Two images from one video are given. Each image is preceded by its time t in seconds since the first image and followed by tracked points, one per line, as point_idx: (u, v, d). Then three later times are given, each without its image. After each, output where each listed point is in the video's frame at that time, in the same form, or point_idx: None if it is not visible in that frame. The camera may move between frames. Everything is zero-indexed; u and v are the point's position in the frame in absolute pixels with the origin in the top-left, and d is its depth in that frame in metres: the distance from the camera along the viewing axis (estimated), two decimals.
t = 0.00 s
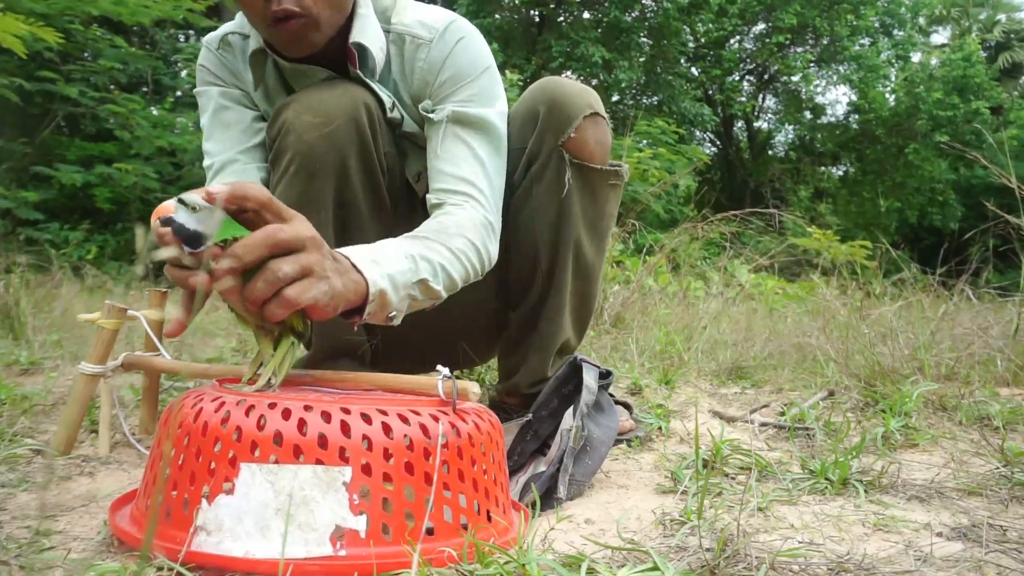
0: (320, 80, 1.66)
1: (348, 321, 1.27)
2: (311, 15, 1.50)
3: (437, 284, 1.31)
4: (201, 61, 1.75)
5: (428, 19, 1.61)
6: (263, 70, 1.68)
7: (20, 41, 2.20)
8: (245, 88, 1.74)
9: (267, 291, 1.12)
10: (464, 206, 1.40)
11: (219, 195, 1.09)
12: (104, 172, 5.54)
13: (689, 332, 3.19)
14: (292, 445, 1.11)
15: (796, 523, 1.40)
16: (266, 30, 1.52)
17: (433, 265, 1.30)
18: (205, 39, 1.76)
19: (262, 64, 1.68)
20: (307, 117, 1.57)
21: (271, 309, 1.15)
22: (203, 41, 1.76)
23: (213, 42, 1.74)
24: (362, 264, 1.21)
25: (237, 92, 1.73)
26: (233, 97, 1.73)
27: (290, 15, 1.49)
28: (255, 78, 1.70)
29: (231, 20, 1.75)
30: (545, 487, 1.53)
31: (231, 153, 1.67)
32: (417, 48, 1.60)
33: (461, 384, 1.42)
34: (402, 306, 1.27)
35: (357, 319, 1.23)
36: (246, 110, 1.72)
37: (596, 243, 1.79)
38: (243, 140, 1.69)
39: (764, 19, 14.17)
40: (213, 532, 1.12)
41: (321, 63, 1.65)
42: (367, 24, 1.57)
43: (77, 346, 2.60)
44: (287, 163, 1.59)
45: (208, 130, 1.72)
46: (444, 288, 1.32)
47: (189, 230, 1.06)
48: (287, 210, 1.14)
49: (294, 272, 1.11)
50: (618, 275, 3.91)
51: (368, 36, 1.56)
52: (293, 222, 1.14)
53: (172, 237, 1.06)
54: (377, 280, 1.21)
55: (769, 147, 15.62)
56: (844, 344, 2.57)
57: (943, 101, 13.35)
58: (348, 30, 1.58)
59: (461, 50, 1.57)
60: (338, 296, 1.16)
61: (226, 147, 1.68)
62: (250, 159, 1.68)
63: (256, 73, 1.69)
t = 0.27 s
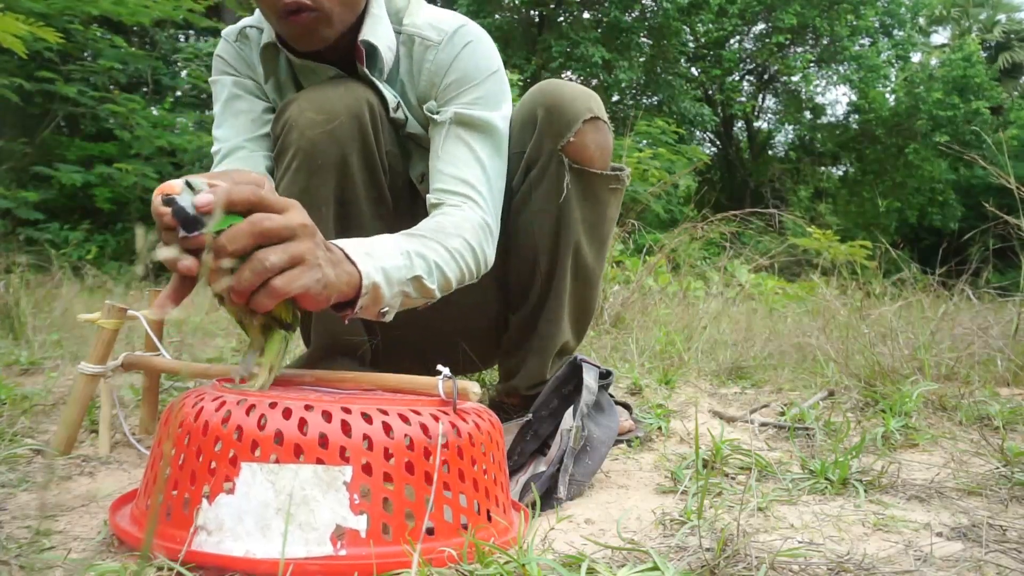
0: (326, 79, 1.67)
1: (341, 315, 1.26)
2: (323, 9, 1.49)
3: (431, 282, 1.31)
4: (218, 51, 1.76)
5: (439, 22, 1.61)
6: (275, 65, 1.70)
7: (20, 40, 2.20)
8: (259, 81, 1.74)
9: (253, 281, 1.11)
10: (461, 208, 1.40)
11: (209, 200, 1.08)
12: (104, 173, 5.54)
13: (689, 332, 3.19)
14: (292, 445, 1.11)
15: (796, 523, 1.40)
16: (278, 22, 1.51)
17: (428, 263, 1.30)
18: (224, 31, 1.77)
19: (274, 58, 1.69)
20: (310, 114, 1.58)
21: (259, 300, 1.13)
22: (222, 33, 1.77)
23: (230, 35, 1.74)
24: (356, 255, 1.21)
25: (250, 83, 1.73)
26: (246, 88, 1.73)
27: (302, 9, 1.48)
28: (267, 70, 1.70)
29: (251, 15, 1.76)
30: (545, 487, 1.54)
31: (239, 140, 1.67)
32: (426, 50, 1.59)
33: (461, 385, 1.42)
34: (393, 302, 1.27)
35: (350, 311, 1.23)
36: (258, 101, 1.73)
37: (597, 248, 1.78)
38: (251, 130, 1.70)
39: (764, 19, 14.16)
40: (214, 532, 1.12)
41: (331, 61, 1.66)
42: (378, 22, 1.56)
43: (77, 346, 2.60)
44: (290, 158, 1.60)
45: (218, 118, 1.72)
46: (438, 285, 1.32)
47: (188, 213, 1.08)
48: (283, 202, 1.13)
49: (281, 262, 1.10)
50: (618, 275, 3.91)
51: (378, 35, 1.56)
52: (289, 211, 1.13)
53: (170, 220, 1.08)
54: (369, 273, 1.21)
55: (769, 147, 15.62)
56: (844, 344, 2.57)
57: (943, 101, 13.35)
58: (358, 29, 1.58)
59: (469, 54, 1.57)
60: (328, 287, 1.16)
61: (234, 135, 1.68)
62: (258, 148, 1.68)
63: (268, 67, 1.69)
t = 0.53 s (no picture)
0: (340, 79, 1.67)
1: (346, 316, 1.27)
2: (337, 8, 1.50)
3: (439, 286, 1.31)
4: (234, 45, 1.75)
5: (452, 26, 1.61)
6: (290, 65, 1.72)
7: (20, 40, 2.20)
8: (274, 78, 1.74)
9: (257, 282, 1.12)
10: (469, 210, 1.40)
11: (224, 200, 1.10)
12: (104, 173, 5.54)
13: (689, 332, 3.19)
14: (292, 445, 1.11)
15: (796, 523, 1.40)
16: (293, 21, 1.52)
17: (435, 265, 1.30)
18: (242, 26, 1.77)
19: (287, 57, 1.70)
20: (320, 113, 1.58)
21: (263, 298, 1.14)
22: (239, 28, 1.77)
23: (248, 30, 1.74)
24: (364, 257, 1.21)
25: (265, 79, 1.73)
26: (261, 84, 1.72)
27: (316, 8, 1.49)
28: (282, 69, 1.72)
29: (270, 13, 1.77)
30: (547, 488, 1.54)
31: (252, 134, 1.66)
32: (438, 54, 1.59)
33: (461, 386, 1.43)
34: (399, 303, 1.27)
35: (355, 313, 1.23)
36: (272, 97, 1.72)
37: (602, 251, 1.78)
38: (264, 125, 1.69)
39: (764, 19, 14.16)
40: (213, 533, 1.12)
41: (344, 62, 1.67)
42: (393, 24, 1.57)
43: (77, 346, 2.60)
44: (298, 157, 1.59)
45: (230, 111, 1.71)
46: (445, 289, 1.32)
47: (201, 206, 1.10)
48: (299, 202, 1.14)
49: (288, 264, 1.11)
50: (618, 275, 3.91)
51: (390, 37, 1.56)
52: (303, 211, 1.14)
53: (185, 213, 1.11)
54: (377, 277, 1.21)
55: (769, 147, 15.62)
56: (844, 344, 2.57)
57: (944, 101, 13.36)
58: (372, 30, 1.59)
59: (482, 59, 1.56)
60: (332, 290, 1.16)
61: (247, 128, 1.67)
62: (271, 142, 1.67)
63: (280, 65, 1.71)
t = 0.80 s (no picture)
0: (344, 79, 1.67)
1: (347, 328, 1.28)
2: (344, 9, 1.50)
3: (439, 300, 1.32)
4: (237, 46, 1.74)
5: (456, 27, 1.60)
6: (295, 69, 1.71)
7: (20, 40, 2.20)
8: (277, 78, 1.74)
9: (270, 308, 1.14)
10: (470, 216, 1.40)
11: (255, 223, 1.09)
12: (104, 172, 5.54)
13: (689, 332, 3.19)
14: (292, 446, 1.11)
15: (796, 523, 1.40)
16: (298, 22, 1.52)
17: (437, 281, 1.31)
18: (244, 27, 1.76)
19: (292, 58, 1.69)
20: (324, 113, 1.58)
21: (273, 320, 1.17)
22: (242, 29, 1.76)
23: (251, 32, 1.74)
24: (368, 279, 1.22)
25: (269, 80, 1.73)
26: (264, 84, 1.72)
27: (323, 10, 1.49)
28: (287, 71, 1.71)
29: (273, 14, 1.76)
30: (546, 489, 1.54)
31: (257, 134, 1.67)
32: (443, 55, 1.58)
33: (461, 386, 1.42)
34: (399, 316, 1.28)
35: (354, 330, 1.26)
36: (277, 98, 1.73)
37: (603, 251, 1.78)
38: (269, 125, 1.69)
39: (764, 19, 14.16)
40: (213, 533, 1.12)
41: (348, 62, 1.67)
42: (396, 25, 1.57)
43: (77, 346, 2.60)
44: (301, 157, 1.59)
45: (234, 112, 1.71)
46: (443, 303, 1.34)
47: (234, 226, 1.10)
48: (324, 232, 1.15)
49: (305, 296, 1.14)
50: (618, 275, 3.91)
51: (394, 38, 1.56)
52: (325, 240, 1.15)
53: (216, 229, 1.10)
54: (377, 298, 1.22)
55: (769, 147, 15.62)
56: (844, 343, 2.57)
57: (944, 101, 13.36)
58: (377, 31, 1.59)
59: (486, 60, 1.56)
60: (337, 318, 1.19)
61: (251, 129, 1.67)
62: (275, 143, 1.67)
63: (285, 65, 1.70)
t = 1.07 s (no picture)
0: (342, 79, 1.67)
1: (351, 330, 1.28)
2: (340, 9, 1.50)
3: (443, 301, 1.32)
4: (232, 49, 1.74)
5: (454, 26, 1.60)
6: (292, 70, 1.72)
7: (20, 40, 2.20)
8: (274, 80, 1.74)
9: (279, 311, 1.15)
10: (471, 217, 1.41)
11: (266, 228, 1.08)
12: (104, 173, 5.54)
13: (689, 332, 3.19)
14: (292, 446, 1.11)
15: (796, 523, 1.40)
16: (295, 24, 1.52)
17: (441, 282, 1.32)
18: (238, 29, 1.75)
19: (288, 60, 1.70)
20: (323, 114, 1.57)
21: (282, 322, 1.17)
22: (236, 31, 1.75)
23: (246, 33, 1.73)
24: (373, 278, 1.22)
25: (266, 82, 1.73)
26: (260, 86, 1.72)
27: (320, 11, 1.49)
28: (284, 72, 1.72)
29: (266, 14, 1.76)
30: (546, 489, 1.54)
31: (255, 136, 1.66)
32: (440, 55, 1.58)
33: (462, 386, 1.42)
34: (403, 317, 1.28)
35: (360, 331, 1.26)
36: (274, 99, 1.72)
37: (603, 250, 1.78)
38: (267, 127, 1.69)
39: (764, 19, 14.16)
40: (214, 533, 1.12)
41: (345, 62, 1.67)
42: (393, 25, 1.57)
43: (77, 346, 2.60)
44: (300, 157, 1.59)
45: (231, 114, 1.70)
46: (447, 304, 1.34)
47: (246, 230, 1.10)
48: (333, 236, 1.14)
49: (313, 300, 1.14)
50: (618, 275, 3.91)
51: (392, 38, 1.56)
52: (334, 244, 1.15)
53: (228, 233, 1.10)
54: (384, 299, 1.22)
55: (769, 147, 15.61)
56: (844, 343, 2.57)
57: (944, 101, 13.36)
58: (374, 31, 1.59)
59: (485, 59, 1.56)
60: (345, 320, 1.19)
61: (248, 131, 1.67)
62: (273, 144, 1.67)
63: (281, 68, 1.71)
